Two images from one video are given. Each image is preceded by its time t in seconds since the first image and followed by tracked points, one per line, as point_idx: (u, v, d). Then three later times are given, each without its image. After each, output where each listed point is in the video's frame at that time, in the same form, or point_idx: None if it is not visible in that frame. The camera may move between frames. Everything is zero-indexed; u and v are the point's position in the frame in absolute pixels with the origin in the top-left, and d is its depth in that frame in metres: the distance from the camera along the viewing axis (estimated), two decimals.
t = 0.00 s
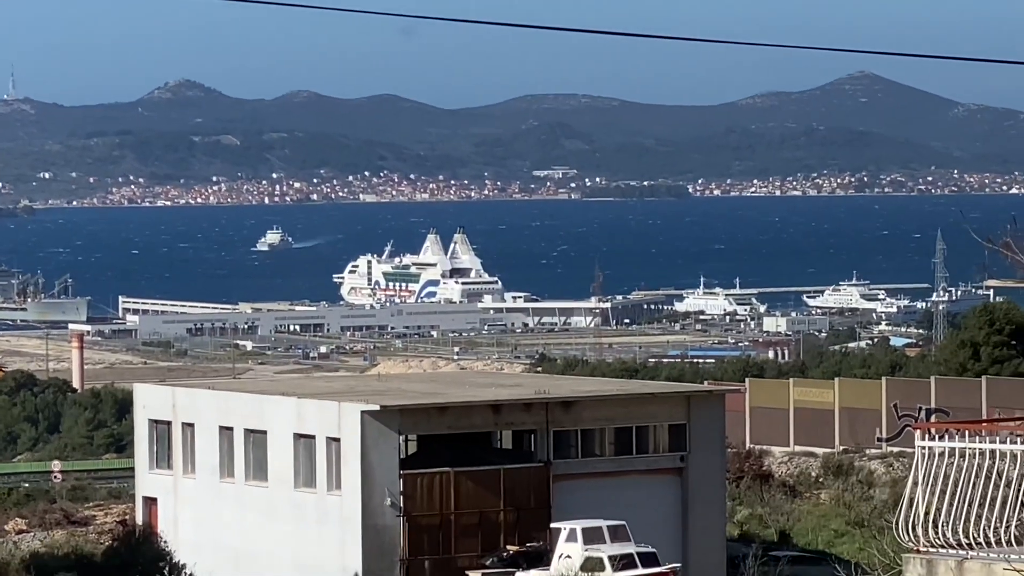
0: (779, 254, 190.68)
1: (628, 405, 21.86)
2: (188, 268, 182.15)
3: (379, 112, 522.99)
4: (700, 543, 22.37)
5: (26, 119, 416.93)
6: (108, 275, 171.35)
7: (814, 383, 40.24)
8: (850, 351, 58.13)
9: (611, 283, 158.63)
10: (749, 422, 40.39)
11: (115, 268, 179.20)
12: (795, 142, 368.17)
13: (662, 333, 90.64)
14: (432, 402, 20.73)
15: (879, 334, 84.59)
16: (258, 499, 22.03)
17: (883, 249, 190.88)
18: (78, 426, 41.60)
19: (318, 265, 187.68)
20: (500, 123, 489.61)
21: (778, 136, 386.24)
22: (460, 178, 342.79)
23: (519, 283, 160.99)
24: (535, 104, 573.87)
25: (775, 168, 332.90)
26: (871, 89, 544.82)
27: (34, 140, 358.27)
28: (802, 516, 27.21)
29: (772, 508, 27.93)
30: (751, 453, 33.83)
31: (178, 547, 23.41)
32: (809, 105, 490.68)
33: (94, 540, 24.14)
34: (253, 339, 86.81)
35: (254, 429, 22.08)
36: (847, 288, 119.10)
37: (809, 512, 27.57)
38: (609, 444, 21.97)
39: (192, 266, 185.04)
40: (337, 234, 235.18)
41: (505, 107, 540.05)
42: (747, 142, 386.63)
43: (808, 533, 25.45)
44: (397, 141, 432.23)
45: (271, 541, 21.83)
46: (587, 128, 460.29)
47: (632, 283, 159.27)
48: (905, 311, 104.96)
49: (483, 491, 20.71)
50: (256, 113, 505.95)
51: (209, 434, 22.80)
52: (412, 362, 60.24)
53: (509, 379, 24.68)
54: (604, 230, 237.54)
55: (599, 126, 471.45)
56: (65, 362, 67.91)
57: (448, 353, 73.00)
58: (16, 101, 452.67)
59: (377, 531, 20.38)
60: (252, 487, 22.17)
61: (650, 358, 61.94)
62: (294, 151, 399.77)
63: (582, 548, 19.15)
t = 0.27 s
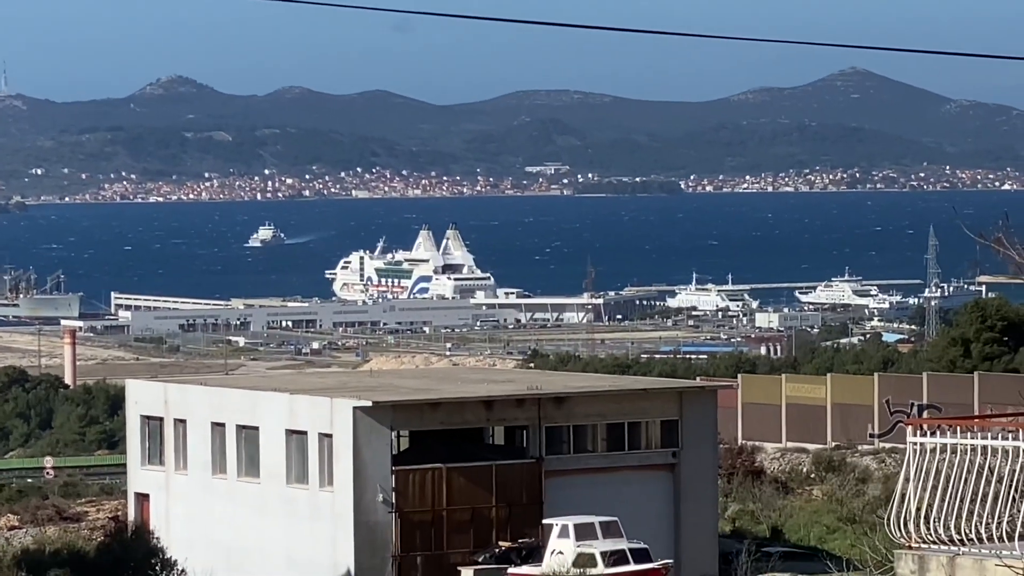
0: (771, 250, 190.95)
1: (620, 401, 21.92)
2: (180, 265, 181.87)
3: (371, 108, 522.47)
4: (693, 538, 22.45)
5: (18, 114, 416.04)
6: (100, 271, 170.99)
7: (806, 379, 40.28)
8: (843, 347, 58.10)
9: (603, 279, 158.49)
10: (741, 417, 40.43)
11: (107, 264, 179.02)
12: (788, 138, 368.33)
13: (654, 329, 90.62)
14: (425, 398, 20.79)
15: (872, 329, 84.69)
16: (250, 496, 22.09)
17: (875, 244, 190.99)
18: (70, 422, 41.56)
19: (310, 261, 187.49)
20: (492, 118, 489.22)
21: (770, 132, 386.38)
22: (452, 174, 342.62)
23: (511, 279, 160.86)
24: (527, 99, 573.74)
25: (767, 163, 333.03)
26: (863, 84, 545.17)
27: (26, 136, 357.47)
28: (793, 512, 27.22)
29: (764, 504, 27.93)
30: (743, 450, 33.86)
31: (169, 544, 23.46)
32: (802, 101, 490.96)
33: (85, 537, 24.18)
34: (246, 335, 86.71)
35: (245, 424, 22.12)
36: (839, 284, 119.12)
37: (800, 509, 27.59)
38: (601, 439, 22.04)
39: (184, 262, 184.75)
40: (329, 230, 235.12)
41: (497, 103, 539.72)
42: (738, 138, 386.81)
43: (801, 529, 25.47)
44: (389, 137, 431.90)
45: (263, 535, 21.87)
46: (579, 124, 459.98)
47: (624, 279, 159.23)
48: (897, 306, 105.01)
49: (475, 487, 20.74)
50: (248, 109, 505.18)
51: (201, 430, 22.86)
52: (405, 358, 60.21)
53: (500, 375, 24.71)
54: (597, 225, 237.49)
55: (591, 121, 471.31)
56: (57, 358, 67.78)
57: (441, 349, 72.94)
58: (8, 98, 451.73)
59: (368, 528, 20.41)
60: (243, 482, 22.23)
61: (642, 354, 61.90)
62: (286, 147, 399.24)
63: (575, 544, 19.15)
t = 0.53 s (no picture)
0: (763, 247, 191.18)
1: (612, 398, 22.03)
2: (172, 262, 181.71)
3: (363, 106, 522.62)
4: (684, 536, 22.61)
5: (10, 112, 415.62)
6: (92, 268, 170.83)
7: (798, 375, 40.23)
8: (836, 344, 58.14)
9: (594, 277, 158.57)
10: (734, 414, 40.50)
11: (99, 262, 178.96)
12: (779, 136, 368.96)
13: (646, 326, 90.69)
14: (415, 396, 20.84)
15: (864, 327, 84.73)
16: (242, 492, 22.15)
17: (865, 241, 191.21)
18: (63, 419, 41.52)
19: (302, 259, 187.41)
20: (484, 115, 489.26)
21: (761, 131, 386.97)
22: (444, 171, 342.84)
23: (503, 277, 160.88)
24: (519, 97, 573.81)
25: (758, 162, 333.60)
26: (854, 82, 545.68)
27: (17, 133, 357.01)
28: (786, 509, 27.18)
29: (757, 501, 27.96)
30: (736, 447, 33.80)
31: (161, 541, 23.56)
32: (793, 99, 491.52)
33: (75, 534, 24.19)
34: (237, 332, 86.62)
35: (238, 422, 22.24)
36: (831, 281, 119.26)
37: (794, 505, 27.56)
38: (594, 437, 22.13)
39: (176, 259, 184.64)
40: (322, 227, 235.20)
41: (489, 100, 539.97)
42: (730, 136, 387.22)
43: (793, 526, 25.48)
44: (381, 135, 431.85)
45: (254, 536, 21.97)
46: (571, 122, 460.28)
47: (615, 277, 159.31)
48: (890, 304, 105.06)
49: (466, 485, 20.76)
50: (240, 107, 504.85)
51: (193, 429, 22.92)
52: (398, 355, 60.23)
53: (492, 372, 24.70)
54: (588, 223, 237.61)
55: (584, 119, 471.69)
56: (49, 356, 67.71)
57: (433, 346, 72.89)
58: None
59: (358, 525, 20.44)
60: (236, 479, 22.31)
61: (633, 352, 62.08)
62: (279, 144, 399.04)
63: (567, 541, 19.24)
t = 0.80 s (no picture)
0: (755, 245, 191.18)
1: (603, 396, 22.16)
2: (165, 260, 181.44)
3: (356, 104, 522.04)
4: (677, 534, 22.69)
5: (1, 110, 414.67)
6: (84, 267, 170.50)
7: (790, 374, 40.27)
8: (828, 343, 58.26)
9: (587, 275, 158.47)
10: (727, 412, 40.56)
11: (91, 260, 178.67)
12: (771, 134, 368.88)
13: (638, 324, 90.67)
14: (408, 394, 20.96)
15: (856, 324, 84.66)
16: (236, 491, 22.27)
17: (857, 240, 191.23)
18: (55, 417, 41.44)
19: (294, 257, 187.24)
20: (477, 113, 488.84)
21: (754, 128, 386.87)
22: (436, 169, 342.51)
23: (496, 275, 160.73)
24: (512, 94, 573.44)
25: (751, 159, 333.41)
26: (846, 80, 545.67)
27: (9, 131, 356.12)
28: (778, 508, 27.26)
29: (748, 499, 28.01)
30: (728, 445, 33.90)
31: (152, 538, 23.64)
32: (785, 97, 491.41)
33: (68, 532, 24.26)
34: (230, 330, 86.55)
35: (231, 421, 22.35)
36: (823, 279, 119.30)
37: (786, 504, 27.63)
38: (586, 435, 22.28)
39: (168, 258, 184.36)
40: (314, 225, 234.84)
41: (481, 98, 539.60)
42: (722, 133, 387.02)
43: (785, 524, 25.54)
44: (374, 133, 431.40)
45: (248, 532, 22.07)
46: (564, 119, 459.83)
47: (608, 274, 159.24)
48: (882, 302, 105.11)
49: (458, 483, 20.90)
50: (232, 104, 503.98)
51: (185, 427, 23.05)
52: (391, 353, 60.13)
53: (485, 370, 24.78)
54: (581, 221, 237.43)
55: (576, 117, 471.22)
56: (42, 353, 67.65)
57: (426, 344, 72.88)
58: None
59: (351, 523, 20.56)
60: (229, 477, 22.43)
61: (625, 349, 62.17)
62: (271, 142, 398.40)
63: (559, 540, 19.26)
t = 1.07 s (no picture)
0: (748, 244, 191.21)
1: (595, 395, 22.25)
2: (158, 259, 181.17)
3: (350, 103, 521.51)
4: (670, 534, 22.76)
5: None
6: (77, 266, 170.21)
7: (782, 372, 40.27)
8: (822, 341, 58.18)
9: (580, 274, 158.34)
10: (719, 411, 40.55)
11: (86, 259, 178.65)
12: (765, 133, 368.76)
13: (631, 323, 90.63)
14: (400, 393, 21.03)
15: (850, 323, 84.65)
16: (229, 489, 22.31)
17: (850, 239, 191.15)
18: (47, 416, 41.43)
19: (287, 256, 186.98)
20: (470, 112, 488.50)
21: (747, 127, 386.73)
22: (429, 168, 342.25)
23: (489, 274, 160.60)
24: (505, 92, 573.12)
25: (744, 158, 333.40)
26: (840, 78, 545.70)
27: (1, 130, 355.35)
28: (771, 505, 27.29)
29: (741, 497, 28.04)
30: (721, 444, 33.89)
31: (145, 537, 23.67)
32: (779, 96, 491.38)
33: (61, 530, 24.28)
34: (223, 329, 86.46)
35: (224, 420, 22.38)
36: (816, 278, 119.29)
37: (778, 502, 27.66)
38: (579, 434, 22.35)
39: (161, 257, 184.13)
40: (307, 225, 234.83)
41: (474, 97, 539.32)
42: (715, 132, 387.02)
43: (778, 522, 25.57)
44: (367, 132, 430.99)
45: (241, 530, 22.11)
46: (557, 118, 459.54)
47: (601, 274, 159.07)
48: (875, 301, 105.14)
49: (450, 481, 20.99)
50: (225, 103, 503.32)
51: (178, 426, 23.07)
52: (384, 352, 60.10)
53: (479, 368, 24.77)
54: (574, 220, 237.15)
55: (570, 116, 470.95)
56: (34, 352, 67.58)
57: (418, 343, 72.85)
58: None
59: (344, 522, 20.64)
60: (221, 476, 22.48)
61: (619, 347, 62.07)
62: (265, 142, 397.96)
63: (551, 538, 19.26)
